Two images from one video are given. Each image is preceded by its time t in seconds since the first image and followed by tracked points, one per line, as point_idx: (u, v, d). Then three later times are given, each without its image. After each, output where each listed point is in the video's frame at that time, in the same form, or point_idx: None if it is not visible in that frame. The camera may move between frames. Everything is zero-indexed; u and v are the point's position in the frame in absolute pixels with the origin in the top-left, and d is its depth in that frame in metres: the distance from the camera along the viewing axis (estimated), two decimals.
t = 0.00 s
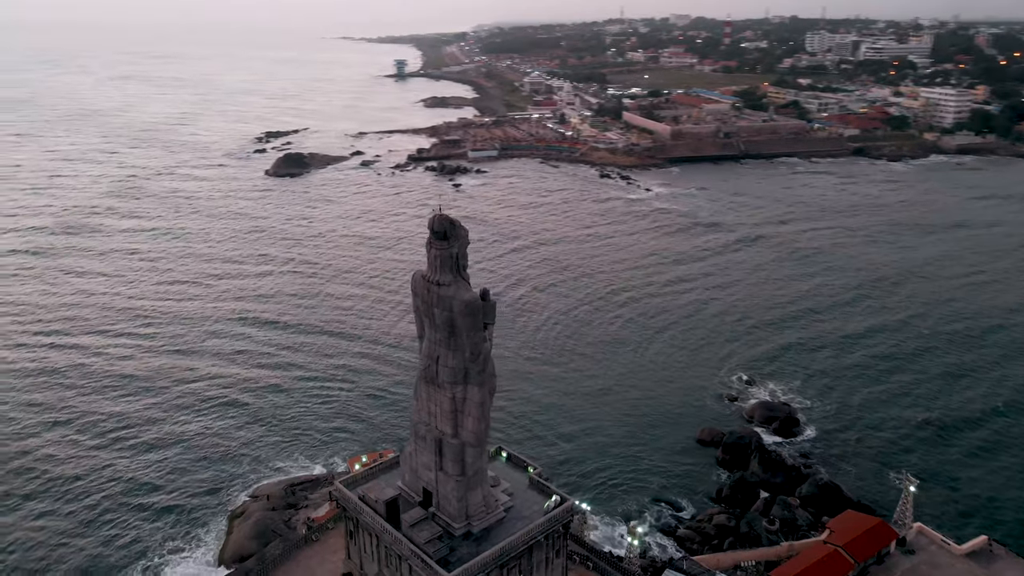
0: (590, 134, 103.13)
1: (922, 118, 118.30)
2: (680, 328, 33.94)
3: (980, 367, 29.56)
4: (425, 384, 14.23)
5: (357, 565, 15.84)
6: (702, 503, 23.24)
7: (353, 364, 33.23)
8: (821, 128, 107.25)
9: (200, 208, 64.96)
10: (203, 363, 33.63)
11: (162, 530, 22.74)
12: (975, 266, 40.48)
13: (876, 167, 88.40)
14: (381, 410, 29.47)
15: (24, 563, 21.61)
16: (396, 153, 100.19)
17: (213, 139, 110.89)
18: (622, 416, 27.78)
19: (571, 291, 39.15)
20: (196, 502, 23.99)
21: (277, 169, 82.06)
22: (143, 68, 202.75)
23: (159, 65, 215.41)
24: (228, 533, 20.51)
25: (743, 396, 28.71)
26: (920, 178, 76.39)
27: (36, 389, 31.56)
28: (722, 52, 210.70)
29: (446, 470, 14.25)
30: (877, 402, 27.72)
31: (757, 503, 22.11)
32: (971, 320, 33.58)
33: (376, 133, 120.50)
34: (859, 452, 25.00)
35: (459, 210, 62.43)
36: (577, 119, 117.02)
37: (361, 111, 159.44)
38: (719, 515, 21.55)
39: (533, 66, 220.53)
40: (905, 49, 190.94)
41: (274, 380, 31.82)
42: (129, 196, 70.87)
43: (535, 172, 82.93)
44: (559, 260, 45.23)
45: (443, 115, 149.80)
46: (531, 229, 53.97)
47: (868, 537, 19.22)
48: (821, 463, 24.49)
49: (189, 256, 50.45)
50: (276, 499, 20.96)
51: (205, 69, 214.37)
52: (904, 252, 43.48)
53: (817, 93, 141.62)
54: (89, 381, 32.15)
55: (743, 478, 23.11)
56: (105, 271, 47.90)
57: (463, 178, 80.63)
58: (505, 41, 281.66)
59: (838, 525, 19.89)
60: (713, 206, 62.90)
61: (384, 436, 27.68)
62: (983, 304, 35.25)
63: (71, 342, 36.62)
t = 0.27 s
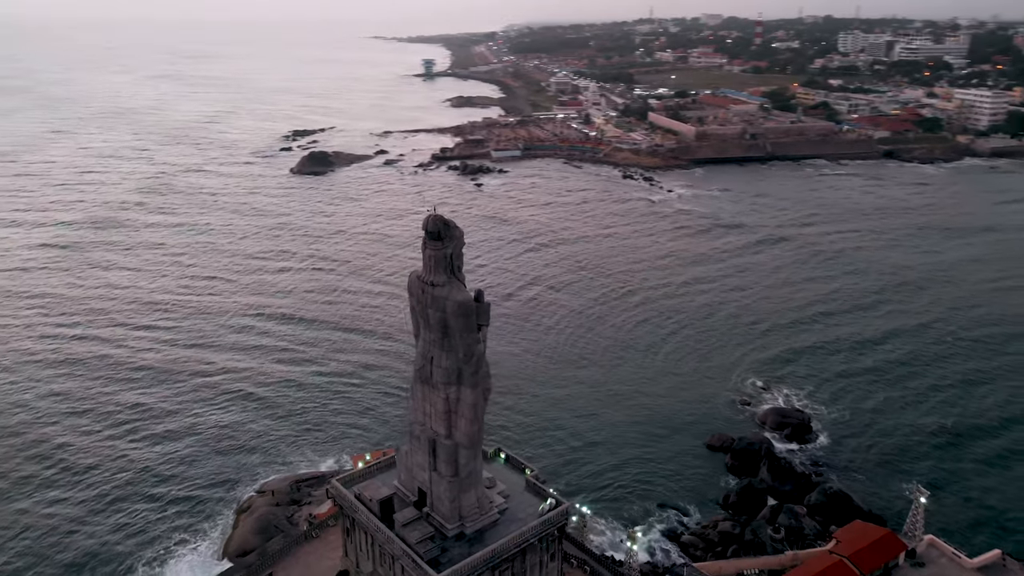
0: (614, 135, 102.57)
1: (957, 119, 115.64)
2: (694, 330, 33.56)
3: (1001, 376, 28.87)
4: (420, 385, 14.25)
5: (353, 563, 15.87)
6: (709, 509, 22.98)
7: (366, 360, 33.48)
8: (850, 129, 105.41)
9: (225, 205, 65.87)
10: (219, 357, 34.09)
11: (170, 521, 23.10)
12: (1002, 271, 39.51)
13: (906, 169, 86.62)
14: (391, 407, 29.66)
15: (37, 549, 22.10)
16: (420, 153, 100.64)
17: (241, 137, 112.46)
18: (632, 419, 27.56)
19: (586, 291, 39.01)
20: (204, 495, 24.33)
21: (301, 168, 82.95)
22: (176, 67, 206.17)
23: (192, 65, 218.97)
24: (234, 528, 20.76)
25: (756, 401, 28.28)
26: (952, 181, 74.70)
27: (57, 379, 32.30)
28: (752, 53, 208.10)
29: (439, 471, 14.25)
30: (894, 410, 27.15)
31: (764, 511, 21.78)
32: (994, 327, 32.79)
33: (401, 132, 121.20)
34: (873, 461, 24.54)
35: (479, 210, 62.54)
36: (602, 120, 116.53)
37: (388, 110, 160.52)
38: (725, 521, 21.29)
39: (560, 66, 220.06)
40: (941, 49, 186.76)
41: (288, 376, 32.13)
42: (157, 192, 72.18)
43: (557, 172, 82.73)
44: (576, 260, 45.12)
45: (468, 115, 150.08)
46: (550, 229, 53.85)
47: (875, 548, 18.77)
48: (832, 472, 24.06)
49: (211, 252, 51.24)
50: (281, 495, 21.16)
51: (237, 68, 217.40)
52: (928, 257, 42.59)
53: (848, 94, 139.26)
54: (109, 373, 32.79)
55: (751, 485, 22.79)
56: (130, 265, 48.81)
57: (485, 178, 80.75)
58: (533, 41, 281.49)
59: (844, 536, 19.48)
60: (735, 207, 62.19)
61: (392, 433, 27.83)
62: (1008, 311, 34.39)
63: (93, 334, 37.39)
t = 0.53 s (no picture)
0: (638, 135, 101.88)
1: (993, 121, 112.84)
2: (709, 334, 33.14)
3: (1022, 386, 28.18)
4: (415, 384, 14.26)
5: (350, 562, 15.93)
6: (716, 516, 22.67)
7: (379, 357, 33.70)
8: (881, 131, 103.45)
9: (249, 202, 66.73)
10: (236, 352, 34.56)
11: (179, 512, 23.48)
12: None
13: (938, 172, 84.77)
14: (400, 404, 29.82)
15: (51, 536, 22.64)
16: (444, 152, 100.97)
17: (268, 136, 113.82)
18: (642, 422, 27.28)
19: (600, 292, 38.83)
20: (214, 487, 24.71)
21: (326, 166, 83.71)
22: (209, 66, 209.26)
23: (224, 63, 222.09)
24: (239, 522, 21.02)
25: (769, 407, 27.78)
26: (984, 184, 72.92)
27: (77, 370, 33.02)
28: (783, 53, 205.15)
29: (433, 471, 14.26)
30: (912, 419, 26.53)
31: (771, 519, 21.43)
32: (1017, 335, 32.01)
33: (426, 131, 121.69)
34: (888, 471, 23.96)
35: (499, 209, 62.54)
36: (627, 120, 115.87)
37: (414, 109, 161.33)
38: (729, 529, 21.05)
39: (588, 66, 219.18)
40: (980, 50, 182.29)
41: (302, 371, 32.46)
42: (184, 188, 73.37)
43: (579, 172, 82.43)
44: (592, 260, 44.93)
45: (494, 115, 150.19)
46: (568, 229, 53.66)
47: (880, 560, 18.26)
48: (845, 482, 23.54)
49: (233, 247, 51.96)
50: (287, 491, 21.34)
51: (268, 67, 220.05)
52: (953, 263, 41.69)
53: (880, 95, 136.71)
54: (129, 365, 33.44)
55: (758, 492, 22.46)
56: (155, 260, 49.70)
57: (507, 177, 80.74)
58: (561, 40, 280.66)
59: (850, 546, 19.04)
60: (758, 209, 61.41)
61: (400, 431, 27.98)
62: None
63: (117, 327, 38.15)
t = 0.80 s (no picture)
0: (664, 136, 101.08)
1: None
2: (723, 336, 32.79)
3: None
4: (409, 384, 14.30)
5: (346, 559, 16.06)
6: (722, 521, 22.39)
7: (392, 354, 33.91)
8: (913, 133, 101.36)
9: (273, 199, 67.54)
10: (253, 346, 35.02)
11: (188, 503, 23.90)
12: None
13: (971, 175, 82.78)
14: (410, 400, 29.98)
15: (64, 523, 23.20)
16: (468, 151, 101.18)
17: (296, 134, 115.12)
18: (652, 424, 27.05)
19: (616, 292, 38.63)
20: (224, 479, 25.12)
21: (350, 164, 84.39)
22: (241, 65, 212.22)
23: (256, 62, 225.01)
24: (246, 516, 21.28)
25: (782, 412, 27.35)
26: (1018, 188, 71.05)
27: (97, 361, 33.75)
28: (816, 53, 201.94)
29: (427, 471, 14.29)
30: (930, 429, 25.93)
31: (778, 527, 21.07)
32: None
33: (451, 130, 122.06)
34: (902, 481, 23.46)
35: (519, 208, 62.49)
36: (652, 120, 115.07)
37: (441, 108, 161.95)
38: (733, 535, 20.80)
39: (616, 66, 217.95)
40: (1020, 50, 177.57)
41: (316, 367, 32.75)
42: (210, 185, 74.53)
43: (602, 173, 82.05)
44: (609, 260, 44.73)
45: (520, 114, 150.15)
46: (587, 229, 53.45)
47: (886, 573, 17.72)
48: (857, 491, 23.06)
49: (255, 244, 52.65)
50: (292, 486, 21.53)
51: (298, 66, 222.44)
52: (979, 269, 40.74)
53: (914, 96, 133.90)
54: (149, 357, 34.09)
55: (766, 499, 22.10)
56: (179, 255, 50.57)
57: (530, 177, 80.68)
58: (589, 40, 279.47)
59: (856, 558, 18.57)
60: (781, 211, 60.56)
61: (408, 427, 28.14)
62: None
63: (138, 319, 38.90)
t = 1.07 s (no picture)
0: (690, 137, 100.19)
1: None
2: (738, 339, 32.41)
3: None
4: (404, 384, 14.34)
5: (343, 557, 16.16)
6: (728, 528, 22.14)
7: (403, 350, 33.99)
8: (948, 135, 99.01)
9: (298, 196, 68.37)
10: (271, 341, 35.50)
11: (198, 495, 24.33)
12: None
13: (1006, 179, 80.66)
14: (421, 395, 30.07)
15: (78, 511, 23.79)
16: (492, 150, 101.32)
17: (324, 133, 116.34)
18: (661, 428, 26.82)
19: (631, 293, 38.41)
20: (233, 473, 25.49)
21: (375, 163, 85.04)
22: (273, 65, 215.00)
23: (288, 62, 227.74)
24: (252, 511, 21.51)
25: (795, 418, 26.93)
26: None
27: (120, 353, 34.50)
28: (850, 53, 198.36)
29: (421, 470, 14.32)
30: (947, 439, 25.34)
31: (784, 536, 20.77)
32: None
33: (477, 130, 122.37)
34: (915, 492, 22.98)
35: (541, 208, 62.44)
36: (680, 121, 114.10)
37: (468, 108, 162.46)
38: (738, 543, 20.56)
39: (646, 66, 216.37)
40: None
41: (331, 363, 33.09)
42: (238, 183, 75.60)
43: (625, 174, 81.59)
44: (627, 261, 44.42)
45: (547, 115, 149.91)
46: (607, 230, 53.21)
47: None
48: (868, 500, 22.64)
49: (278, 240, 53.34)
50: (297, 481, 21.72)
51: (329, 66, 224.62)
52: (1007, 276, 39.74)
53: (950, 98, 130.86)
54: (169, 350, 34.76)
55: (772, 508, 21.80)
56: (204, 250, 51.49)
57: (553, 177, 80.56)
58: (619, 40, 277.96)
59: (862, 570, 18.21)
60: (806, 213, 59.71)
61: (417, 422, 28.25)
62: None
63: (160, 313, 39.69)
